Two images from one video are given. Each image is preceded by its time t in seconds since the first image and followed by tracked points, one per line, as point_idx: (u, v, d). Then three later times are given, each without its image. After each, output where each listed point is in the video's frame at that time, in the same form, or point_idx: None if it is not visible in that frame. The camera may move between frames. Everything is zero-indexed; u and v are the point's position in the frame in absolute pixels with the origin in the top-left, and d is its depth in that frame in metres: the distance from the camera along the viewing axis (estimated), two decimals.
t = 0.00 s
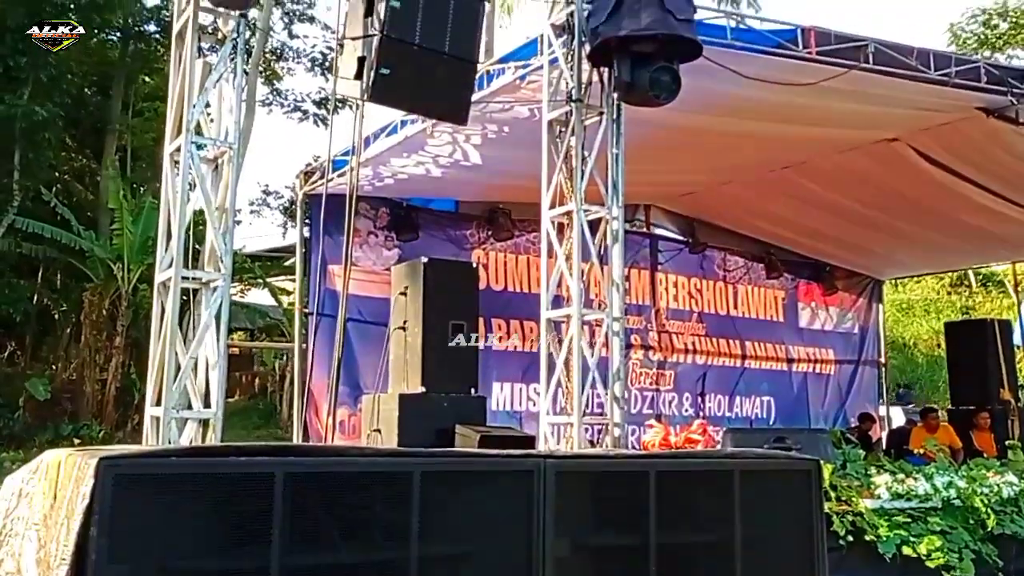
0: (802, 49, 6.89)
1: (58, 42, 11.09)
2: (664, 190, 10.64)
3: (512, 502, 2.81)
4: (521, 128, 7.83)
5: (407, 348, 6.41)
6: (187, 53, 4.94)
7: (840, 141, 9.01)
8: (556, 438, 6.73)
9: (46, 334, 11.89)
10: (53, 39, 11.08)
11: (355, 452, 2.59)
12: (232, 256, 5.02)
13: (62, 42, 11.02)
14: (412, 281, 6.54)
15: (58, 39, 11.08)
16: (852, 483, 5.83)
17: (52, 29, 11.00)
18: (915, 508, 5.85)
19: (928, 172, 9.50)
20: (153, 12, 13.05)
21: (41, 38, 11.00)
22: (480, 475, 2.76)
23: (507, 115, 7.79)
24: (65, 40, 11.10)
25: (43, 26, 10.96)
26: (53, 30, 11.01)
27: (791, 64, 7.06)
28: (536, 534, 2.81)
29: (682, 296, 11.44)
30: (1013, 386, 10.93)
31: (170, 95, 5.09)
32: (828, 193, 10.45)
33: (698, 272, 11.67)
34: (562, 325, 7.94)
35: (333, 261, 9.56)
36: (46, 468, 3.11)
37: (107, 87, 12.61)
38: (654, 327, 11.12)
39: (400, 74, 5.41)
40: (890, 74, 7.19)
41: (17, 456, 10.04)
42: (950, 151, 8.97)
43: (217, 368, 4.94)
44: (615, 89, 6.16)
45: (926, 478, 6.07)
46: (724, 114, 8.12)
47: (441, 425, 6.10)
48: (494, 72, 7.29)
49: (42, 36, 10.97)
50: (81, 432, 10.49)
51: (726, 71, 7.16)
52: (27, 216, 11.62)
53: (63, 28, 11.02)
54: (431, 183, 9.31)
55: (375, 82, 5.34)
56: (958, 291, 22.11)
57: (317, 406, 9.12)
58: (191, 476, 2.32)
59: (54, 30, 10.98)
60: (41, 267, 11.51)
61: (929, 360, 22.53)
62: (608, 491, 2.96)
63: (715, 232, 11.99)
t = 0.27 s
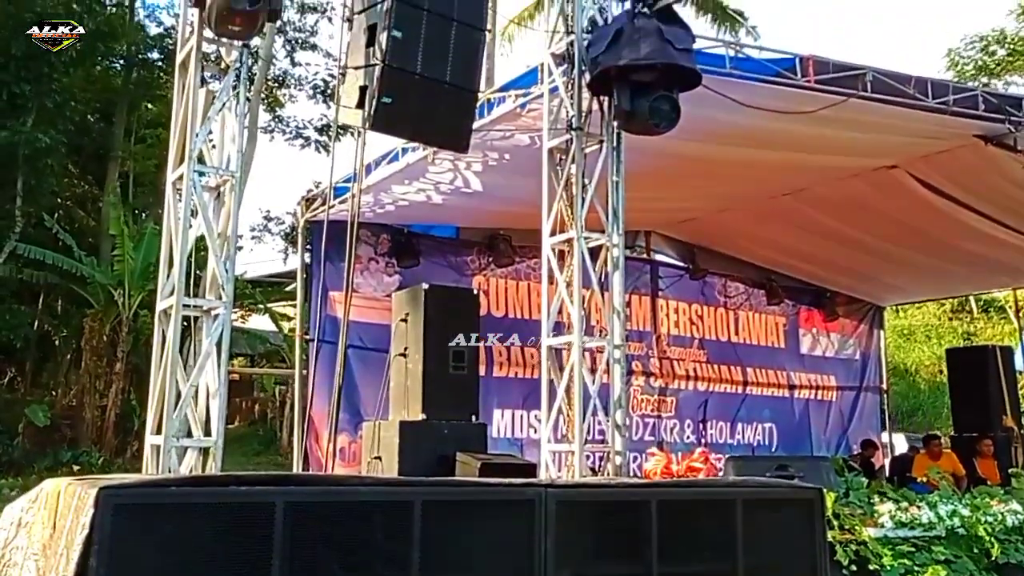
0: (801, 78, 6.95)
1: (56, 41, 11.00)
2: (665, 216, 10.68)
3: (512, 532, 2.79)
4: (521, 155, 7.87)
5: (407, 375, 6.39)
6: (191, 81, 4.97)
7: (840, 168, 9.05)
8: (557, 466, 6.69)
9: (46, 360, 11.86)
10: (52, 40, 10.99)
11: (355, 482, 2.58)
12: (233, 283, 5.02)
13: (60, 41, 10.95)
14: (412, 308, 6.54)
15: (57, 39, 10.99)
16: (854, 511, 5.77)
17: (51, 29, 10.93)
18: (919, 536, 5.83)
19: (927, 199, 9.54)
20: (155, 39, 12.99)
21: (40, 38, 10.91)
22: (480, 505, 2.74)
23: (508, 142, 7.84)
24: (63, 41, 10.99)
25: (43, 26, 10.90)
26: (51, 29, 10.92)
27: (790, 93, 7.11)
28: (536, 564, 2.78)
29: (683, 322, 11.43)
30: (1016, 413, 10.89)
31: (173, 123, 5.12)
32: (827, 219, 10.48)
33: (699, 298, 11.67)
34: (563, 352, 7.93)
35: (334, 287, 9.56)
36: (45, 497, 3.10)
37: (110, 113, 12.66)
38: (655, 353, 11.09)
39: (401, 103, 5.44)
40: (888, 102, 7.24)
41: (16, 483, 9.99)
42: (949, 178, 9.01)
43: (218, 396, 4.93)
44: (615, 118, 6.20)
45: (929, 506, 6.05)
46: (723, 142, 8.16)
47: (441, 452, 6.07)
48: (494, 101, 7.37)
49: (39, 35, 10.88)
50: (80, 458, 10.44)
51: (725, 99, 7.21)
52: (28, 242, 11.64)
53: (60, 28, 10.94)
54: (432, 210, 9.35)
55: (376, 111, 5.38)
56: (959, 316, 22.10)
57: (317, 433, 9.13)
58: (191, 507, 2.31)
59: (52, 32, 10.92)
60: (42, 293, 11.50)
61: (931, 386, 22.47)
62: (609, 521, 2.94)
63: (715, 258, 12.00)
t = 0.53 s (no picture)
0: (799, 102, 6.99)
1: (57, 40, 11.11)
2: (664, 239, 10.70)
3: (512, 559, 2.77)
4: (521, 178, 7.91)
5: (407, 398, 6.38)
6: (193, 106, 5.00)
7: (838, 191, 9.09)
8: (556, 489, 6.67)
9: (45, 382, 11.83)
10: (52, 39, 11.12)
11: (355, 508, 2.57)
12: (233, 307, 5.04)
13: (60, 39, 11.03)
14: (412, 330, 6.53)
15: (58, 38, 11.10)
16: (856, 535, 5.74)
17: (51, 29, 11.04)
18: (921, 561, 5.78)
19: (926, 222, 9.57)
20: (158, 61, 13.25)
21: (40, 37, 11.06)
22: (480, 532, 2.73)
23: (508, 165, 7.88)
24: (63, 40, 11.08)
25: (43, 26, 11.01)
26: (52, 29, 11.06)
27: (788, 117, 7.15)
28: None
29: (683, 344, 11.42)
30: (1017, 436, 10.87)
31: (174, 147, 5.14)
32: (827, 242, 10.50)
33: (699, 320, 11.67)
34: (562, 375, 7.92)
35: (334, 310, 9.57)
36: (43, 523, 3.09)
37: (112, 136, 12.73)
38: (654, 376, 11.08)
39: (402, 127, 5.48)
40: (886, 126, 7.28)
41: (13, 506, 9.95)
42: (947, 201, 9.04)
43: (217, 420, 4.92)
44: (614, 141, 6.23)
45: (931, 530, 6.00)
46: (722, 165, 8.20)
47: (441, 476, 6.05)
48: (494, 124, 7.42)
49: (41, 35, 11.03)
50: (78, 481, 10.39)
51: (724, 123, 7.25)
52: (29, 264, 11.66)
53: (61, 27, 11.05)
54: (432, 232, 9.37)
55: (377, 135, 5.41)
56: (958, 338, 22.17)
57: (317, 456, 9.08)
58: (190, 533, 2.30)
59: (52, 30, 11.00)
60: (41, 314, 11.48)
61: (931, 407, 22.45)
62: (609, 547, 2.93)
63: (715, 280, 12.02)
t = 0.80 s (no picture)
0: (797, 131, 7.04)
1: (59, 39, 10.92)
2: (664, 267, 10.73)
3: None
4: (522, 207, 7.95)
5: (407, 427, 6.35)
6: (195, 136, 5.03)
7: (837, 220, 9.13)
8: (557, 519, 6.63)
9: (44, 409, 11.79)
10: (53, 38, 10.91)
11: (354, 540, 2.56)
12: (233, 337, 5.04)
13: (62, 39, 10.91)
14: (412, 358, 6.52)
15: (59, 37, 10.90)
16: (858, 565, 5.76)
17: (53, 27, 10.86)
18: None
19: (925, 250, 9.59)
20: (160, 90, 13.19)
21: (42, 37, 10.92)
22: (479, 565, 2.71)
23: (508, 194, 7.92)
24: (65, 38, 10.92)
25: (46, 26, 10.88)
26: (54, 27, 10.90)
27: (787, 146, 7.20)
28: None
29: (683, 372, 11.41)
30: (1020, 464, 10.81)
31: (176, 177, 5.16)
32: (826, 270, 10.52)
33: (699, 347, 11.66)
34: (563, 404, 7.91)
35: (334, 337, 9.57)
36: (40, 554, 3.08)
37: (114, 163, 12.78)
38: (655, 404, 11.05)
39: (403, 157, 5.52)
40: (884, 156, 7.33)
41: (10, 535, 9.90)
42: (946, 229, 9.07)
43: (216, 451, 4.91)
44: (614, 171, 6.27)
45: (935, 560, 5.93)
46: (721, 194, 8.24)
47: (441, 506, 6.02)
48: (495, 154, 7.47)
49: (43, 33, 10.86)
50: (75, 509, 10.33)
51: (723, 153, 7.30)
52: (29, 291, 11.67)
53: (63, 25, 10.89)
54: (433, 260, 9.40)
55: (378, 166, 5.45)
56: (959, 365, 22.22)
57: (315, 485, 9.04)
58: (188, 566, 2.29)
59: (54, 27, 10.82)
60: (41, 341, 11.47)
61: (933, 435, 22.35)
62: None
63: (715, 308, 12.03)
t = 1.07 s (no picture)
0: (796, 153, 7.07)
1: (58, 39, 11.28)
2: (664, 287, 10.73)
3: None
4: (522, 229, 7.97)
5: (406, 449, 6.33)
6: (196, 159, 5.04)
7: (837, 241, 9.14)
8: (557, 542, 6.59)
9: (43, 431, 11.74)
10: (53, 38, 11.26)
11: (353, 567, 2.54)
12: (233, 360, 5.03)
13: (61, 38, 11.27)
14: (412, 380, 6.51)
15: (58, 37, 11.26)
16: None
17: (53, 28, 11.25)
18: None
19: (925, 271, 9.61)
20: (162, 111, 13.18)
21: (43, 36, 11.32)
22: None
23: (508, 216, 7.95)
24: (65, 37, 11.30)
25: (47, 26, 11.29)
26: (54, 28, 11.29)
27: (786, 168, 7.22)
28: None
29: (684, 393, 11.38)
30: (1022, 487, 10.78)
31: (177, 199, 5.17)
32: (827, 291, 10.53)
33: (699, 368, 11.64)
34: (563, 426, 7.89)
35: (333, 359, 9.55)
36: None
37: (115, 184, 12.80)
38: (655, 426, 11.01)
39: (403, 180, 5.54)
40: (883, 177, 7.35)
41: (7, 557, 9.84)
42: (946, 250, 9.08)
43: (214, 474, 4.89)
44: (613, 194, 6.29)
45: None
46: (720, 216, 8.26)
47: (440, 529, 5.99)
48: (494, 176, 7.50)
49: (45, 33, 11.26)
50: (73, 531, 10.28)
51: (722, 176, 7.32)
52: (29, 312, 11.66)
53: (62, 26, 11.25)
54: (433, 282, 9.41)
55: (378, 188, 5.47)
56: (961, 387, 22.31)
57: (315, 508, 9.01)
58: None
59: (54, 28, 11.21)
60: (41, 362, 11.44)
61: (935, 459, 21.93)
62: None
63: (715, 329, 12.02)
